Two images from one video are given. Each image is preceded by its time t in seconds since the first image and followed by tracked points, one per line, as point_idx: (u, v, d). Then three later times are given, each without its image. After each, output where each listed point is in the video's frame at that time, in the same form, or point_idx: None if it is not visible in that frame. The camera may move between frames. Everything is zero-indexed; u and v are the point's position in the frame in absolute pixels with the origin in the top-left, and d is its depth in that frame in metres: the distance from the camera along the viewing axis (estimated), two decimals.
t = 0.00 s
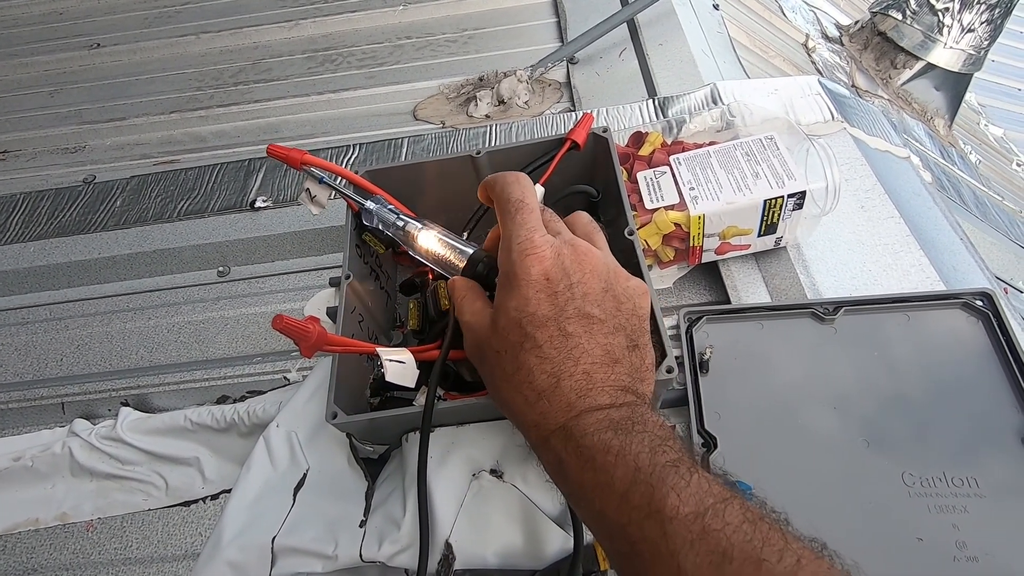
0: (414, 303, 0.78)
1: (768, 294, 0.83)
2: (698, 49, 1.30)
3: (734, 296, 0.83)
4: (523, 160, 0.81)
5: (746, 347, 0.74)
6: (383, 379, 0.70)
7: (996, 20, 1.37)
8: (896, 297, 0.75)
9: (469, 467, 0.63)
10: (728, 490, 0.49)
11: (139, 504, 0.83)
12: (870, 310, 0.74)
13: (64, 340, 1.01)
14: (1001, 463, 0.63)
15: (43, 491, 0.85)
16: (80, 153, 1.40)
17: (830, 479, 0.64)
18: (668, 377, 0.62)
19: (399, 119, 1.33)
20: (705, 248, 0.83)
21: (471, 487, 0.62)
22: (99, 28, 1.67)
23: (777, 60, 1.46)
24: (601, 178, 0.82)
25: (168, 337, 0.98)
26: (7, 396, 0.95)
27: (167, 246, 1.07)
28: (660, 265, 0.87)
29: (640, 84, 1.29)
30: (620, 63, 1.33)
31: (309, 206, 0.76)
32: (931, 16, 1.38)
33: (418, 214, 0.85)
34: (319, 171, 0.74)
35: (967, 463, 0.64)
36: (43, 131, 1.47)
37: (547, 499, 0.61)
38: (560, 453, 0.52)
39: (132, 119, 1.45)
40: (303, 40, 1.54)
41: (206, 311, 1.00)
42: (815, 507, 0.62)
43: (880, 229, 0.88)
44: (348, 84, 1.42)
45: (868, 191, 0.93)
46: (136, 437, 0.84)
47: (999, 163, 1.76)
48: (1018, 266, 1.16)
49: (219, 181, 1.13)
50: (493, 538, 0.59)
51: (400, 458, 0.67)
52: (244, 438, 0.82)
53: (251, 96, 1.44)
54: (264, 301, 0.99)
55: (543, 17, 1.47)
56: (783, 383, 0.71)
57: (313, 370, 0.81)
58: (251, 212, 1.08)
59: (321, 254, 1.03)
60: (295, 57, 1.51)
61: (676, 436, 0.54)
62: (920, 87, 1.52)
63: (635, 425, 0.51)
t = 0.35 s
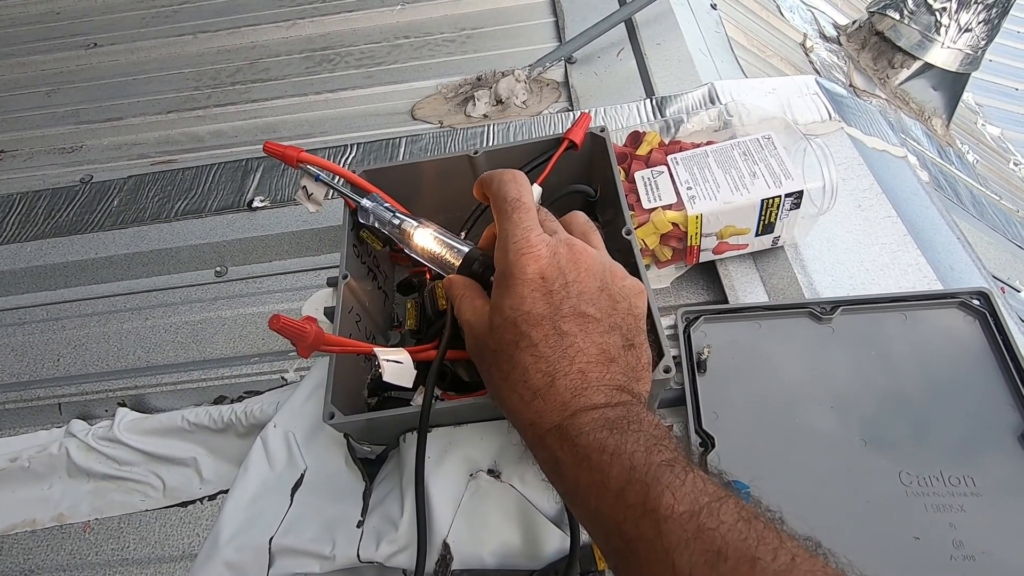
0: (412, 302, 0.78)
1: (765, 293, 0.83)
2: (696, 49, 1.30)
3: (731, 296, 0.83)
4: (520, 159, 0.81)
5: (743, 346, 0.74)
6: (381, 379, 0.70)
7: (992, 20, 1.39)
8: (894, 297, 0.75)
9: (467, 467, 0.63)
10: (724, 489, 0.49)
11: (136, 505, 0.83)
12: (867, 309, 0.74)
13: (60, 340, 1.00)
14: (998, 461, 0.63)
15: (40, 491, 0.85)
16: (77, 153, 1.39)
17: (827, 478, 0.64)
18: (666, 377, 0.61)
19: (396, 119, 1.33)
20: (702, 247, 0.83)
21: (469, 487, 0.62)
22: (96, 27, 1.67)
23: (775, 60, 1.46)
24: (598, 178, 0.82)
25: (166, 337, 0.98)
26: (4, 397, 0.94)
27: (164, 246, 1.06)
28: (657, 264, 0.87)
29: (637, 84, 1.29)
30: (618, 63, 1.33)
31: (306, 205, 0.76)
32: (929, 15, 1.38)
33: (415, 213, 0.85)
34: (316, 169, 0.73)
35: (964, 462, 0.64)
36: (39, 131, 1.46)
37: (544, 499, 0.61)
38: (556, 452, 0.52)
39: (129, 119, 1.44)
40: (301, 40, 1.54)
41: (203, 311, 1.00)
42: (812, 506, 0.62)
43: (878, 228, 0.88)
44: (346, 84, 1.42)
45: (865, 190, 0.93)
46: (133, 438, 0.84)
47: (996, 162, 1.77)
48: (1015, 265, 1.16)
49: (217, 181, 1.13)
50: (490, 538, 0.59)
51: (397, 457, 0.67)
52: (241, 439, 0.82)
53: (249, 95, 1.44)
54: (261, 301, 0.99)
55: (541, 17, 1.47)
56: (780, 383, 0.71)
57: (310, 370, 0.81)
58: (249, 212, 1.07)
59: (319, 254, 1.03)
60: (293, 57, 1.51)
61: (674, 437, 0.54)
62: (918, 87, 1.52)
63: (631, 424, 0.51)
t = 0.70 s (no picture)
0: (412, 302, 0.78)
1: (764, 293, 0.83)
2: (695, 50, 1.30)
3: (730, 296, 0.83)
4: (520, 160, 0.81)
5: (742, 347, 0.74)
6: (381, 379, 0.70)
7: (991, 21, 1.40)
8: (892, 297, 0.75)
9: (467, 467, 0.63)
10: (723, 489, 0.49)
11: (136, 505, 0.83)
12: (866, 310, 0.75)
13: (60, 341, 1.00)
14: (995, 461, 0.64)
15: (40, 492, 0.85)
16: (76, 154, 1.39)
17: (826, 478, 0.64)
18: (665, 378, 0.62)
19: (396, 120, 1.33)
20: (702, 248, 0.83)
21: (468, 487, 0.62)
22: (95, 28, 1.67)
23: (774, 60, 1.46)
24: (597, 178, 0.82)
25: (165, 337, 0.98)
26: (3, 398, 0.94)
27: (164, 246, 1.06)
28: (657, 265, 0.87)
29: (637, 85, 1.29)
30: (617, 64, 1.33)
31: (306, 211, 0.75)
32: (927, 16, 1.39)
33: (415, 214, 0.85)
34: (316, 175, 0.74)
35: (962, 461, 0.64)
36: (38, 131, 1.47)
37: (544, 499, 0.61)
38: (558, 455, 0.52)
39: (129, 119, 1.44)
40: (300, 40, 1.54)
41: (203, 312, 1.00)
42: (811, 506, 0.62)
43: (877, 229, 0.89)
44: (346, 85, 1.42)
45: (864, 191, 0.93)
46: (133, 438, 0.84)
47: (994, 162, 1.77)
48: (1013, 265, 1.16)
49: (216, 182, 1.13)
50: (489, 537, 0.59)
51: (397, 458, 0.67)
52: (241, 439, 0.82)
53: (248, 96, 1.44)
54: (261, 301, 0.99)
55: (541, 17, 1.47)
56: (779, 382, 0.71)
57: (310, 371, 0.81)
58: (248, 212, 1.07)
59: (319, 255, 1.03)
60: (292, 57, 1.51)
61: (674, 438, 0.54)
62: (916, 87, 1.52)
63: (633, 427, 0.51)
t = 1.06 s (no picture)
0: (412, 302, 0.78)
1: (762, 293, 0.83)
2: (694, 51, 1.31)
3: (729, 297, 0.84)
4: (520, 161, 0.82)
5: (740, 346, 0.75)
6: (381, 379, 0.70)
7: (989, 23, 1.42)
8: (890, 297, 0.75)
9: (467, 466, 0.63)
10: (723, 488, 0.50)
11: (137, 505, 0.83)
12: (863, 310, 0.75)
13: (60, 341, 1.00)
14: (992, 460, 0.64)
15: (41, 492, 0.85)
16: (76, 155, 1.40)
17: (824, 477, 0.64)
18: (663, 377, 0.62)
19: (396, 120, 1.34)
20: (700, 248, 0.83)
21: (469, 487, 0.63)
22: (95, 29, 1.67)
23: (772, 62, 1.47)
24: (597, 179, 0.82)
25: (166, 337, 0.98)
26: (3, 398, 0.94)
27: (164, 247, 1.07)
28: (656, 265, 0.87)
29: (636, 86, 1.29)
30: (616, 65, 1.34)
31: (306, 211, 0.76)
32: (925, 17, 1.39)
33: (415, 214, 0.85)
34: (316, 175, 0.74)
35: (959, 460, 0.64)
36: (38, 132, 1.47)
37: (544, 498, 0.62)
38: (560, 454, 0.52)
39: (129, 120, 1.45)
40: (300, 41, 1.55)
41: (204, 312, 1.00)
42: (809, 505, 0.63)
43: (874, 229, 0.89)
44: (345, 86, 1.42)
45: (861, 191, 0.94)
46: (134, 438, 0.84)
47: (992, 163, 1.78)
48: (1011, 265, 1.17)
49: (216, 182, 1.14)
50: (489, 536, 0.59)
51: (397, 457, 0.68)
52: (242, 439, 0.83)
53: (248, 97, 1.45)
54: (261, 302, 1.00)
55: (540, 19, 1.47)
56: (777, 382, 0.71)
57: (311, 371, 0.81)
58: (248, 213, 1.08)
59: (319, 255, 1.03)
60: (292, 58, 1.51)
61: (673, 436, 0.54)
62: (915, 88, 1.53)
63: (634, 426, 0.52)
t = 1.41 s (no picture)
0: (411, 302, 0.79)
1: (760, 294, 0.84)
2: (692, 53, 1.32)
3: (726, 297, 0.84)
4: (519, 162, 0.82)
5: (738, 346, 0.75)
6: (380, 379, 0.71)
7: (985, 24, 1.42)
8: (886, 297, 0.76)
9: (466, 465, 0.64)
10: (727, 492, 0.50)
11: (137, 505, 0.83)
12: (860, 309, 0.76)
13: (60, 342, 1.01)
14: (988, 459, 0.64)
15: (42, 492, 0.85)
16: (76, 156, 1.40)
17: (821, 476, 0.65)
18: (661, 376, 0.62)
19: (395, 122, 1.34)
20: (698, 248, 0.84)
21: (468, 485, 0.63)
22: (95, 31, 1.68)
23: (770, 63, 1.47)
24: (595, 180, 0.83)
25: (166, 338, 0.98)
26: (4, 398, 0.95)
27: (164, 248, 1.07)
28: (654, 265, 0.88)
29: (634, 87, 1.30)
30: (615, 66, 1.34)
31: (306, 213, 0.77)
32: (923, 19, 1.40)
33: (414, 215, 0.86)
34: (315, 176, 0.74)
35: (956, 460, 0.65)
36: (38, 133, 1.47)
37: (542, 497, 0.62)
38: (564, 457, 0.52)
39: (129, 122, 1.45)
40: (299, 43, 1.55)
41: (204, 313, 1.00)
42: (806, 504, 0.63)
43: (871, 230, 0.89)
44: (345, 87, 1.43)
45: (858, 192, 0.94)
46: (134, 439, 0.84)
47: (990, 164, 1.78)
48: (1007, 266, 1.17)
49: (217, 184, 1.14)
50: (489, 535, 0.60)
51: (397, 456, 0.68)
52: (242, 439, 0.83)
53: (248, 98, 1.45)
54: (261, 302, 1.00)
55: (539, 20, 1.48)
56: (774, 381, 0.72)
57: (310, 371, 0.81)
58: (248, 214, 1.08)
59: (319, 256, 1.04)
60: (292, 60, 1.52)
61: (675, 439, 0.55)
62: (912, 89, 1.53)
63: (639, 429, 0.52)
